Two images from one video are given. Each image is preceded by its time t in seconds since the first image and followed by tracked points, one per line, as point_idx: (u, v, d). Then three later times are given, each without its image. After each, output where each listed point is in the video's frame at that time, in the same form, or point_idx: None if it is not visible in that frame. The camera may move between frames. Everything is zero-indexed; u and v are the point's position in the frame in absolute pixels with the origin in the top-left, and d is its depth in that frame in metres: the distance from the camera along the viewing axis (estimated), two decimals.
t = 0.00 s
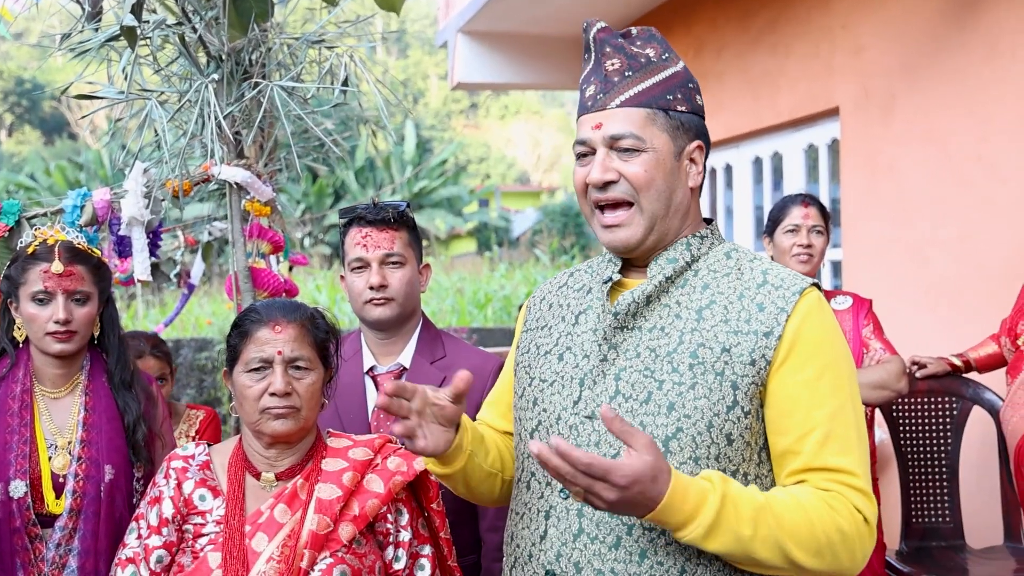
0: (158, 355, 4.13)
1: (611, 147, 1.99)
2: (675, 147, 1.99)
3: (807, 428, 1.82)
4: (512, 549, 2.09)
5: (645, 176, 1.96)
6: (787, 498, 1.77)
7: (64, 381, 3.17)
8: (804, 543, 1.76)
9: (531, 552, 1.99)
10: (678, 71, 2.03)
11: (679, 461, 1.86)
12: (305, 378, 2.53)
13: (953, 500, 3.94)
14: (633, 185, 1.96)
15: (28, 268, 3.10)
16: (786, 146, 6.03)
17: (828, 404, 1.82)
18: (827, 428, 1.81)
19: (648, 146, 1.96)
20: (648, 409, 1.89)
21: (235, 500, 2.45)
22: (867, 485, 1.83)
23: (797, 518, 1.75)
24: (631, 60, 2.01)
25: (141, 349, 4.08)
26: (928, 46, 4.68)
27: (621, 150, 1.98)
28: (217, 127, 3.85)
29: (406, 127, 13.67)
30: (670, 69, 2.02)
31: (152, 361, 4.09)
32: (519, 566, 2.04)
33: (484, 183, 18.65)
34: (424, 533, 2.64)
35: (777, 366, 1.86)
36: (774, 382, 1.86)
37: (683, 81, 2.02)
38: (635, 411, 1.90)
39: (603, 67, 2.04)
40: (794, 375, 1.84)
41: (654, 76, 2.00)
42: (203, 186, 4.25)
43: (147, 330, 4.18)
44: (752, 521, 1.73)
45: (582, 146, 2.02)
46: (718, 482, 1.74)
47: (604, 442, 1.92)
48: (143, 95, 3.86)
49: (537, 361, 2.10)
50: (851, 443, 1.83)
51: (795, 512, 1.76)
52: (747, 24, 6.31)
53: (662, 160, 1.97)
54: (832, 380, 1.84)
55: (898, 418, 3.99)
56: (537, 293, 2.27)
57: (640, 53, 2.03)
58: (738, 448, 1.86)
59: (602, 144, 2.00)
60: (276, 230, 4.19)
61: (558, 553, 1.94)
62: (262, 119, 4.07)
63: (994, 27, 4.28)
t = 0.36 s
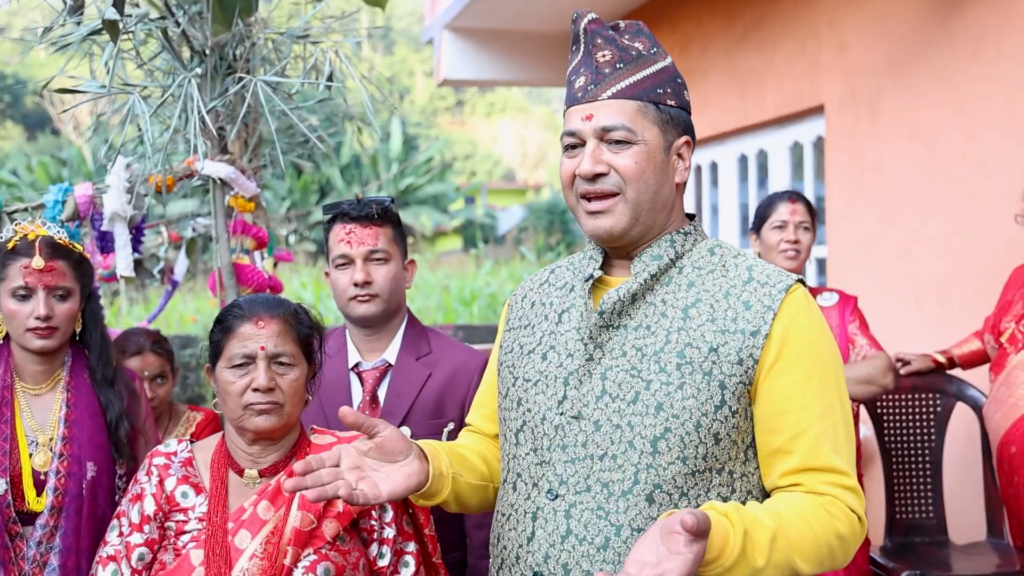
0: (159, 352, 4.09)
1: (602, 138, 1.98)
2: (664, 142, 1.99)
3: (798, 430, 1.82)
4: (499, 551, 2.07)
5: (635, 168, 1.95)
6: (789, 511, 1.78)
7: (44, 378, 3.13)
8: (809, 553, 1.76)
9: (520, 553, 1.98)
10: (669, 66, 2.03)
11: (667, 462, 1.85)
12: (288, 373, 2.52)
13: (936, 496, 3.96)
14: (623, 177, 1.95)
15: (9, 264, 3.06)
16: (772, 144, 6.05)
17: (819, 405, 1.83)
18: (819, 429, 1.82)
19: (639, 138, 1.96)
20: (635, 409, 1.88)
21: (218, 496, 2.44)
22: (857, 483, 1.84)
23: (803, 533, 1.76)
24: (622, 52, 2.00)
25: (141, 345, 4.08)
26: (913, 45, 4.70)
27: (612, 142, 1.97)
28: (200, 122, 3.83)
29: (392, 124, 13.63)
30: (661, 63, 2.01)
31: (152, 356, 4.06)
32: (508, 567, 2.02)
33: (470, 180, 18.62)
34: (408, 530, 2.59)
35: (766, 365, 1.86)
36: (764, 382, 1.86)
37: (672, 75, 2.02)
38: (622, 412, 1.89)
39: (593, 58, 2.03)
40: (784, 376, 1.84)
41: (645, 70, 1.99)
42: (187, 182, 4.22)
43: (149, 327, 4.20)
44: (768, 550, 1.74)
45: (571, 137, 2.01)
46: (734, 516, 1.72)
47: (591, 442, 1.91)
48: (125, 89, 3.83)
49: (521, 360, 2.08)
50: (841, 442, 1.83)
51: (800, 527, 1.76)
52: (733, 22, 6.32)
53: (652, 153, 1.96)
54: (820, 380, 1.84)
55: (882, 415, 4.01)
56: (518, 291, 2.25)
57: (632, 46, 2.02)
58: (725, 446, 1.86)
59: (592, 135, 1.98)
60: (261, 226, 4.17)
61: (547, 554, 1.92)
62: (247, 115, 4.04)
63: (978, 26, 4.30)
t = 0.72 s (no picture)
0: (160, 347, 3.99)
1: (590, 139, 1.97)
2: (653, 140, 1.98)
3: (783, 428, 1.83)
4: (485, 547, 2.07)
5: (623, 170, 1.94)
6: (765, 496, 1.78)
7: (26, 376, 3.10)
8: (781, 539, 1.77)
9: (506, 550, 1.97)
10: (656, 62, 2.01)
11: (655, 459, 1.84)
12: (274, 372, 2.50)
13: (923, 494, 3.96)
14: (611, 178, 1.95)
15: None
16: (759, 143, 6.06)
17: (806, 402, 1.83)
18: (804, 426, 1.82)
19: (627, 138, 1.95)
20: (624, 406, 1.87)
21: (203, 495, 2.41)
22: (843, 482, 1.83)
23: (774, 515, 1.76)
24: (608, 51, 1.99)
25: (141, 340, 3.97)
26: (899, 44, 4.72)
27: (600, 142, 1.96)
28: (186, 118, 3.81)
29: (379, 122, 13.60)
30: (648, 60, 2.00)
31: (153, 352, 3.96)
32: (494, 563, 2.01)
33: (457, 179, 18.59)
34: (394, 528, 2.60)
35: (754, 364, 1.85)
36: (751, 380, 1.86)
37: (660, 72, 2.01)
38: (611, 409, 1.88)
39: (580, 57, 2.02)
40: (772, 373, 1.84)
41: (631, 69, 1.98)
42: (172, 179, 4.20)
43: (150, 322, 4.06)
44: (732, 522, 1.74)
45: (559, 137, 2.00)
46: (700, 483, 1.74)
47: (579, 439, 1.90)
48: (109, 85, 3.80)
49: (510, 356, 2.07)
50: (827, 440, 1.83)
51: (772, 507, 1.76)
52: (720, 21, 6.32)
53: (641, 153, 1.95)
54: (808, 379, 1.84)
55: (868, 412, 4.02)
56: (508, 286, 2.23)
57: (619, 44, 2.01)
58: (713, 444, 1.86)
59: (580, 136, 1.97)
60: (247, 223, 4.15)
61: (533, 550, 1.91)
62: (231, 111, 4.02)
63: (963, 26, 4.32)
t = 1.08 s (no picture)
0: (144, 346, 3.96)
1: (579, 136, 1.97)
2: (644, 137, 1.97)
3: (776, 426, 1.82)
4: (477, 546, 2.06)
5: (613, 166, 1.94)
6: (757, 501, 1.77)
7: (15, 375, 3.09)
8: (774, 544, 1.75)
9: (496, 548, 1.96)
10: (646, 60, 2.01)
11: (646, 458, 1.84)
12: (263, 372, 2.48)
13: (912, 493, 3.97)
14: (602, 174, 1.94)
15: None
16: (748, 143, 6.07)
17: (798, 401, 1.82)
18: (796, 425, 1.81)
19: (617, 135, 1.94)
20: (616, 405, 1.87)
21: (192, 496, 2.40)
22: (835, 482, 1.82)
23: (767, 520, 1.75)
24: (599, 48, 1.99)
25: (126, 339, 3.93)
26: (886, 44, 4.73)
27: (590, 140, 1.96)
28: (175, 116, 3.79)
29: (369, 122, 13.58)
30: (638, 57, 2.00)
31: (140, 351, 3.93)
32: (485, 562, 2.01)
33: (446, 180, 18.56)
34: (385, 529, 2.57)
35: (746, 362, 1.85)
36: (743, 378, 1.86)
37: (650, 70, 2.00)
38: (603, 408, 1.88)
39: (570, 56, 2.03)
40: (764, 372, 1.84)
41: (620, 66, 1.98)
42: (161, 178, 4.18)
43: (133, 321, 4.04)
44: (724, 530, 1.73)
45: (550, 136, 2.00)
46: (691, 493, 1.73)
47: (570, 438, 1.89)
48: (98, 84, 3.78)
49: (503, 355, 2.06)
50: (820, 440, 1.82)
51: (766, 515, 1.75)
52: (709, 21, 6.33)
53: (631, 150, 1.95)
54: (801, 379, 1.83)
55: (859, 413, 4.01)
56: (502, 285, 2.23)
57: (608, 42, 2.01)
58: (705, 444, 1.86)
59: (570, 134, 1.97)
60: (236, 222, 4.13)
61: (524, 550, 1.91)
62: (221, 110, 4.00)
63: (950, 28, 4.34)
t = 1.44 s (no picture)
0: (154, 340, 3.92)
1: (573, 137, 1.96)
2: (639, 136, 1.96)
3: (764, 422, 1.81)
4: (470, 546, 2.05)
5: (608, 166, 1.93)
6: (740, 494, 1.75)
7: (6, 374, 3.06)
8: (756, 538, 1.74)
9: (490, 549, 1.95)
10: (642, 58, 1.99)
11: (640, 458, 1.83)
12: (253, 371, 2.47)
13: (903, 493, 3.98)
14: (596, 174, 1.94)
15: None
16: (741, 143, 6.07)
17: (785, 396, 1.81)
18: (784, 420, 1.80)
19: (611, 135, 1.93)
20: (610, 405, 1.86)
21: (183, 495, 2.38)
22: (824, 478, 1.82)
23: (749, 513, 1.73)
24: (593, 47, 1.97)
25: (132, 333, 3.89)
26: (878, 46, 4.73)
27: (584, 140, 1.95)
28: (166, 115, 3.77)
29: (361, 123, 13.54)
30: (633, 56, 1.98)
31: (146, 346, 3.89)
32: (478, 562, 2.00)
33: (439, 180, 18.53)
34: (377, 528, 2.56)
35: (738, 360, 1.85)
36: (734, 375, 1.85)
37: (647, 68, 1.99)
38: (597, 407, 1.87)
39: (565, 55, 2.00)
40: (754, 367, 1.83)
41: (615, 65, 1.96)
42: (152, 177, 4.16)
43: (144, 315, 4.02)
44: (703, 520, 1.72)
45: (545, 135, 1.99)
46: (668, 481, 1.71)
47: (565, 438, 1.89)
48: (89, 82, 3.76)
49: (497, 354, 2.06)
50: (808, 436, 1.81)
51: (747, 505, 1.74)
52: (701, 22, 6.33)
53: (625, 149, 1.94)
54: (791, 374, 1.83)
55: (850, 412, 4.01)
56: (498, 284, 2.22)
57: (604, 40, 1.99)
58: (701, 444, 1.85)
59: (564, 133, 1.97)
60: (228, 222, 4.11)
61: (517, 550, 1.90)
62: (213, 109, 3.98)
63: (942, 28, 4.34)
